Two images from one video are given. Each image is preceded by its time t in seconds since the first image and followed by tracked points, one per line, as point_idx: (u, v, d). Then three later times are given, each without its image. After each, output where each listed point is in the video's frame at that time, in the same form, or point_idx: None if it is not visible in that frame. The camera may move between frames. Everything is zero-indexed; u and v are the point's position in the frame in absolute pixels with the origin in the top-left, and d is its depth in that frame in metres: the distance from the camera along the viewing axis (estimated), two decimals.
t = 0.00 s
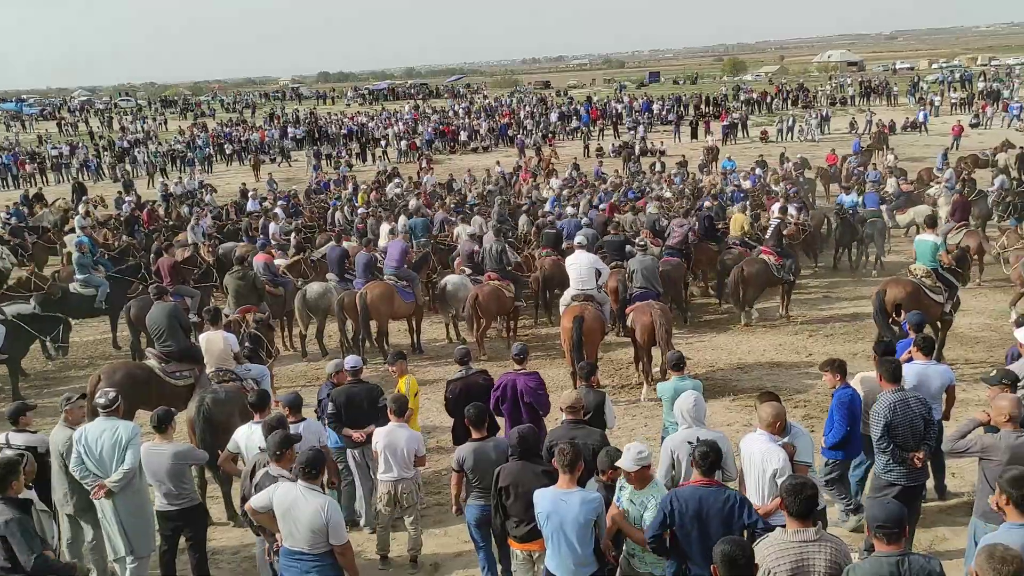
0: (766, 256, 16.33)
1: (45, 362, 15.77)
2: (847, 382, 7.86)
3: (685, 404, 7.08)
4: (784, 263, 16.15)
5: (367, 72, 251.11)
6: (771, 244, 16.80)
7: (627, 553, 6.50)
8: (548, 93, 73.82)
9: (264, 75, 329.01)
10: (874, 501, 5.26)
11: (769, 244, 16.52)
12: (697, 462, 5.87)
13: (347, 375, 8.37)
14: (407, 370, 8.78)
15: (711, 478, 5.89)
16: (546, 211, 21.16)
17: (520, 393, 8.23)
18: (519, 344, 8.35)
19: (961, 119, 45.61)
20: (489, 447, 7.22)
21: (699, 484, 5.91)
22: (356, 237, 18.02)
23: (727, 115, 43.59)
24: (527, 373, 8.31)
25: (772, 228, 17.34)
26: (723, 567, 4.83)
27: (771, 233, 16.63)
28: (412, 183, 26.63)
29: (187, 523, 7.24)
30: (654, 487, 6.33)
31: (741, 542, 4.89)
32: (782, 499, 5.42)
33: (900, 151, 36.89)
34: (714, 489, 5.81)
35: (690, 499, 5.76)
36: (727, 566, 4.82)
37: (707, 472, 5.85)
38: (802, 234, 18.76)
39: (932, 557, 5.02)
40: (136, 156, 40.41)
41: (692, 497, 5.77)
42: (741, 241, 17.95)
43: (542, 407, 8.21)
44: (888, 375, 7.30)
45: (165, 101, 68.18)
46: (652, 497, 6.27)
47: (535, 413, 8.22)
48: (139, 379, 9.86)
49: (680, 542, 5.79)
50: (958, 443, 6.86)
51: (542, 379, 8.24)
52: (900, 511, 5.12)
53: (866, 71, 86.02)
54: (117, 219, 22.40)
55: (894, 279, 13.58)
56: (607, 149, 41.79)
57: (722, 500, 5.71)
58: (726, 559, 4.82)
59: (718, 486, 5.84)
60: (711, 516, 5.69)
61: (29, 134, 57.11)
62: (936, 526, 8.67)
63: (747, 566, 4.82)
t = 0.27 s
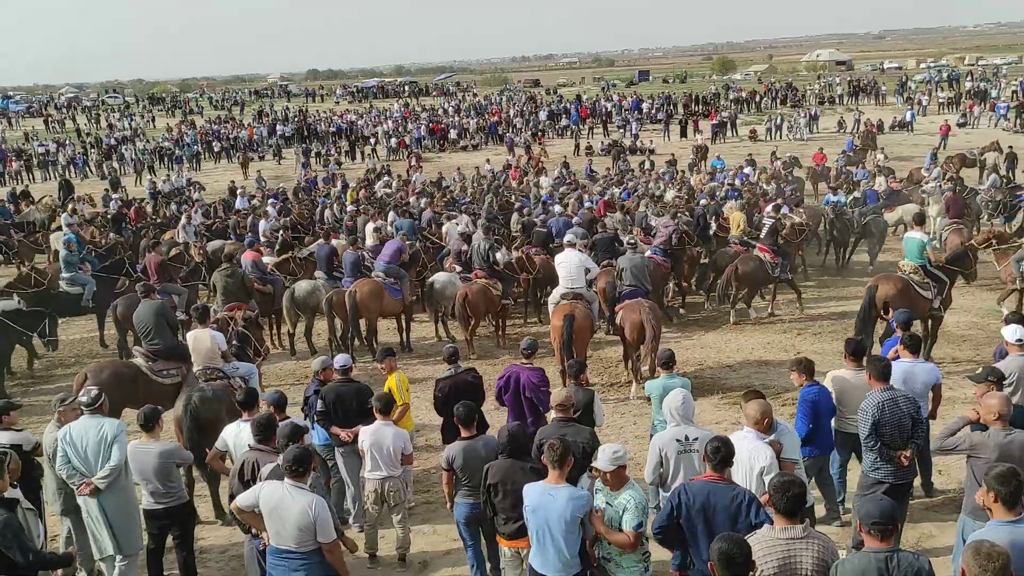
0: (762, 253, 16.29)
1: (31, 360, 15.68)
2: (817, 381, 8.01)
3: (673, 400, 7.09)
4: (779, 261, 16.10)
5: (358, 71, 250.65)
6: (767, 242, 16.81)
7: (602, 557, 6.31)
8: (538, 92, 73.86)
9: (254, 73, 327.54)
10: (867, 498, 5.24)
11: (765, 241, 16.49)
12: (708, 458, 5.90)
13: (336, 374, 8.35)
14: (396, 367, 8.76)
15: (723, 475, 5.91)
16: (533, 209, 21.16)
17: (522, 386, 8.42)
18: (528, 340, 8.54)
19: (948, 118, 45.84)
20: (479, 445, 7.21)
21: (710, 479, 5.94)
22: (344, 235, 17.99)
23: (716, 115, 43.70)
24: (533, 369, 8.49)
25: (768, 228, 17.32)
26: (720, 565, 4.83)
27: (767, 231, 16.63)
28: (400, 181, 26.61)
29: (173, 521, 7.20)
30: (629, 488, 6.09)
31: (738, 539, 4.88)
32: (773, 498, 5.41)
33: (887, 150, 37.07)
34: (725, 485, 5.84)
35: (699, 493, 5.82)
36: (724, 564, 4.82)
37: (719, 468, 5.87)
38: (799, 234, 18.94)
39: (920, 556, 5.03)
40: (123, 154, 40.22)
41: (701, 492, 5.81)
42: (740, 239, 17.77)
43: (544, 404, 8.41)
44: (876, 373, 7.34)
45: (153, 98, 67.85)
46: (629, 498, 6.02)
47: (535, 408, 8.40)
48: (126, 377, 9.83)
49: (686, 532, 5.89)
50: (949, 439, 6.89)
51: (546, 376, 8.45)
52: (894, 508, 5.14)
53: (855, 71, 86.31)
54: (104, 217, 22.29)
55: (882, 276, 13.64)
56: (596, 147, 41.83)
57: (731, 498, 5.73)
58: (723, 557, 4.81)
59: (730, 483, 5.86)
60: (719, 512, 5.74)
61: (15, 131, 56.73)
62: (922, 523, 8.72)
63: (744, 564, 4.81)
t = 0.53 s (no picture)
0: (766, 253, 16.39)
1: (21, 359, 15.62)
2: (787, 381, 7.87)
3: (665, 399, 7.09)
4: (782, 258, 16.25)
5: (351, 69, 250.25)
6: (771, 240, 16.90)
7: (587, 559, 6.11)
8: (531, 91, 73.85)
9: (246, 72, 326.36)
10: (865, 495, 5.26)
11: (769, 240, 16.55)
12: (711, 454, 5.94)
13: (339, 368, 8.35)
14: (392, 365, 8.78)
15: (724, 471, 5.95)
16: (526, 208, 21.18)
17: (524, 381, 8.60)
18: (534, 335, 8.64)
19: (939, 118, 46.04)
20: (470, 444, 7.21)
21: (710, 475, 5.99)
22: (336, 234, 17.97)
23: (707, 114, 43.77)
24: (535, 364, 8.66)
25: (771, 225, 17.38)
26: (714, 563, 4.84)
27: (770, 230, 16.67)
28: (392, 180, 26.60)
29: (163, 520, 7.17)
30: (614, 495, 5.81)
31: (730, 537, 4.90)
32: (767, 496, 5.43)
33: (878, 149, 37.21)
34: (725, 481, 5.87)
35: (697, 487, 5.88)
36: (717, 562, 4.82)
37: (720, 464, 5.93)
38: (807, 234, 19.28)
39: (916, 554, 5.06)
40: (114, 153, 40.07)
41: (700, 486, 5.87)
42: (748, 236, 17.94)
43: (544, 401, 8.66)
44: (866, 372, 7.36)
45: (144, 96, 67.59)
46: (611, 505, 5.75)
47: (535, 403, 8.66)
48: (117, 376, 9.80)
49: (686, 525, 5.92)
50: (939, 439, 6.92)
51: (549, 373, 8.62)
52: (893, 506, 5.14)
53: (847, 70, 86.64)
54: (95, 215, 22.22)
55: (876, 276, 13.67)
56: (588, 146, 41.88)
57: (729, 495, 5.77)
58: (717, 555, 4.82)
59: (730, 480, 5.89)
60: (715, 508, 5.77)
61: (5, 129, 56.44)
62: (912, 521, 8.76)
63: (738, 562, 4.81)
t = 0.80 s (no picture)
0: (772, 252, 16.47)
1: (12, 360, 15.57)
2: (766, 381, 7.71)
3: (656, 399, 7.11)
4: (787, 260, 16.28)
5: (344, 69, 250.01)
6: (778, 241, 16.97)
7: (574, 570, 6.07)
8: (524, 91, 73.89)
9: (240, 71, 325.76)
10: (866, 495, 5.26)
11: (777, 241, 16.67)
12: (710, 452, 6.02)
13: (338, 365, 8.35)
14: (392, 368, 8.73)
15: (722, 469, 6.03)
16: (518, 209, 21.19)
17: (522, 381, 8.60)
18: (534, 335, 8.64)
19: (930, 119, 46.21)
20: (464, 444, 7.21)
21: (709, 472, 6.07)
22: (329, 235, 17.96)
23: (700, 115, 43.84)
24: (534, 365, 8.64)
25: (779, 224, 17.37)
26: (701, 564, 4.84)
27: (778, 230, 16.80)
28: (385, 180, 26.59)
29: (155, 521, 7.16)
30: (606, 510, 5.68)
31: (717, 538, 4.90)
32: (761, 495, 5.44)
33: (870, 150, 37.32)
34: (724, 478, 5.94)
35: (695, 484, 5.96)
36: (704, 563, 4.82)
37: (719, 462, 5.99)
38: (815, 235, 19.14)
39: (917, 554, 5.07)
40: (106, 153, 39.96)
41: (699, 483, 5.96)
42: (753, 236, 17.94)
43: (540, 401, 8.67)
44: (857, 372, 7.38)
45: (136, 96, 67.40)
46: (600, 523, 5.64)
47: (531, 404, 8.66)
48: (109, 377, 9.79)
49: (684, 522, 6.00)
50: (931, 440, 6.95)
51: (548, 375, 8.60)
52: (896, 506, 5.16)
53: (839, 71, 86.90)
54: (87, 216, 22.16)
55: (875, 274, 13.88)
56: (582, 147, 41.93)
57: (726, 492, 5.85)
58: (704, 556, 4.81)
59: (729, 477, 5.97)
60: (712, 504, 5.85)
61: None
62: (903, 521, 8.79)
63: (724, 564, 4.82)
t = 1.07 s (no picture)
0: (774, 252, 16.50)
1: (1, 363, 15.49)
2: (758, 379, 7.72)
3: (649, 399, 7.10)
4: (792, 262, 16.26)
5: (336, 69, 249.71)
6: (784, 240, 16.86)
7: None
8: (515, 92, 73.94)
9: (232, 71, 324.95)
10: (865, 497, 5.27)
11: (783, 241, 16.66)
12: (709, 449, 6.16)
13: (320, 369, 8.45)
14: (388, 368, 8.74)
15: (722, 464, 6.16)
16: (510, 210, 21.20)
17: (513, 383, 8.61)
18: (525, 336, 8.64)
19: (920, 120, 46.42)
20: (455, 446, 7.20)
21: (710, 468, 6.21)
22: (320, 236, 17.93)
23: (691, 116, 43.92)
24: (525, 367, 8.64)
25: (787, 223, 17.43)
26: (679, 563, 4.87)
27: (784, 231, 16.69)
28: (376, 182, 26.56)
29: (146, 523, 7.13)
30: (584, 517, 5.62)
31: (696, 537, 4.92)
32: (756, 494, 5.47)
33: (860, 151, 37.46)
34: (724, 475, 6.08)
35: (696, 481, 6.13)
36: (682, 562, 4.85)
37: (718, 458, 6.12)
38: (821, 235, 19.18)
39: (915, 556, 5.09)
40: (96, 154, 39.80)
41: (699, 480, 6.12)
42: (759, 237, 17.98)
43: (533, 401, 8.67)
44: (845, 373, 7.39)
45: (126, 97, 67.12)
46: (577, 530, 5.58)
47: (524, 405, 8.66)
48: (99, 379, 9.78)
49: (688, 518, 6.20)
50: (923, 442, 7.01)
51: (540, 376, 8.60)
52: (895, 507, 5.17)
53: (829, 73, 87.24)
54: (76, 217, 22.06)
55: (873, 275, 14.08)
56: (573, 148, 41.97)
57: (723, 489, 5.98)
58: (682, 556, 4.84)
59: (729, 473, 6.11)
60: (711, 500, 6.01)
61: None
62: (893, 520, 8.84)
63: (702, 563, 4.84)
